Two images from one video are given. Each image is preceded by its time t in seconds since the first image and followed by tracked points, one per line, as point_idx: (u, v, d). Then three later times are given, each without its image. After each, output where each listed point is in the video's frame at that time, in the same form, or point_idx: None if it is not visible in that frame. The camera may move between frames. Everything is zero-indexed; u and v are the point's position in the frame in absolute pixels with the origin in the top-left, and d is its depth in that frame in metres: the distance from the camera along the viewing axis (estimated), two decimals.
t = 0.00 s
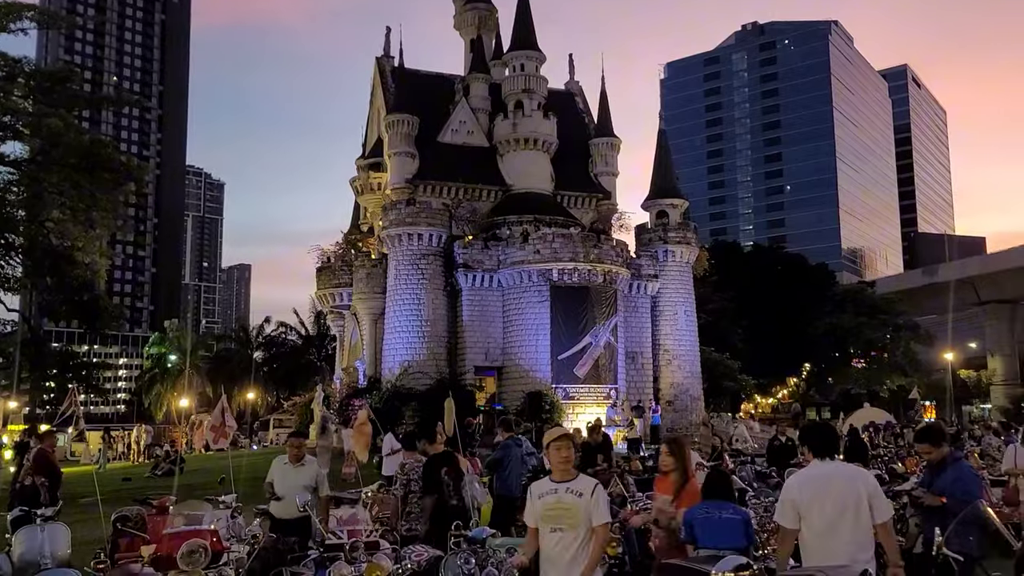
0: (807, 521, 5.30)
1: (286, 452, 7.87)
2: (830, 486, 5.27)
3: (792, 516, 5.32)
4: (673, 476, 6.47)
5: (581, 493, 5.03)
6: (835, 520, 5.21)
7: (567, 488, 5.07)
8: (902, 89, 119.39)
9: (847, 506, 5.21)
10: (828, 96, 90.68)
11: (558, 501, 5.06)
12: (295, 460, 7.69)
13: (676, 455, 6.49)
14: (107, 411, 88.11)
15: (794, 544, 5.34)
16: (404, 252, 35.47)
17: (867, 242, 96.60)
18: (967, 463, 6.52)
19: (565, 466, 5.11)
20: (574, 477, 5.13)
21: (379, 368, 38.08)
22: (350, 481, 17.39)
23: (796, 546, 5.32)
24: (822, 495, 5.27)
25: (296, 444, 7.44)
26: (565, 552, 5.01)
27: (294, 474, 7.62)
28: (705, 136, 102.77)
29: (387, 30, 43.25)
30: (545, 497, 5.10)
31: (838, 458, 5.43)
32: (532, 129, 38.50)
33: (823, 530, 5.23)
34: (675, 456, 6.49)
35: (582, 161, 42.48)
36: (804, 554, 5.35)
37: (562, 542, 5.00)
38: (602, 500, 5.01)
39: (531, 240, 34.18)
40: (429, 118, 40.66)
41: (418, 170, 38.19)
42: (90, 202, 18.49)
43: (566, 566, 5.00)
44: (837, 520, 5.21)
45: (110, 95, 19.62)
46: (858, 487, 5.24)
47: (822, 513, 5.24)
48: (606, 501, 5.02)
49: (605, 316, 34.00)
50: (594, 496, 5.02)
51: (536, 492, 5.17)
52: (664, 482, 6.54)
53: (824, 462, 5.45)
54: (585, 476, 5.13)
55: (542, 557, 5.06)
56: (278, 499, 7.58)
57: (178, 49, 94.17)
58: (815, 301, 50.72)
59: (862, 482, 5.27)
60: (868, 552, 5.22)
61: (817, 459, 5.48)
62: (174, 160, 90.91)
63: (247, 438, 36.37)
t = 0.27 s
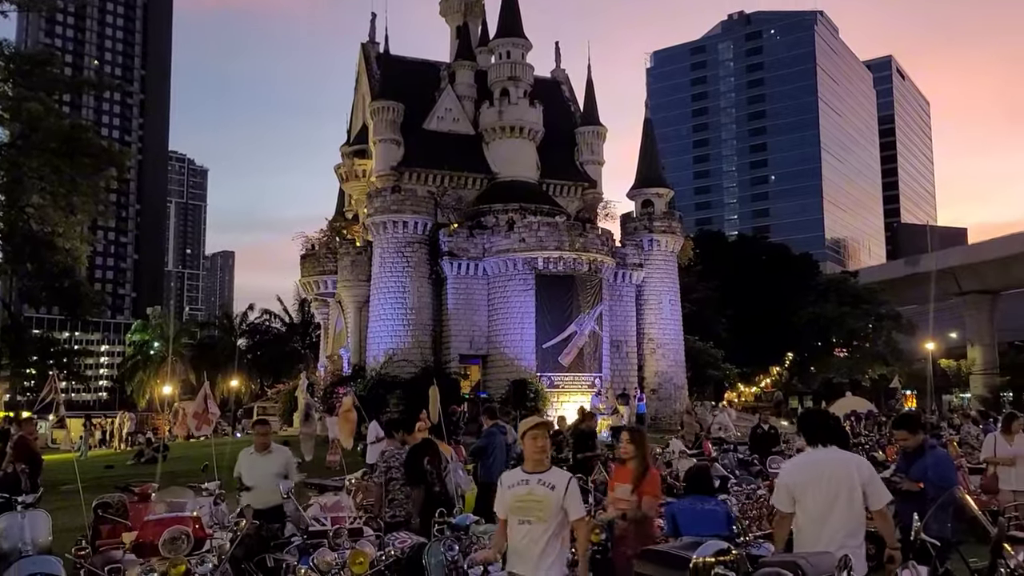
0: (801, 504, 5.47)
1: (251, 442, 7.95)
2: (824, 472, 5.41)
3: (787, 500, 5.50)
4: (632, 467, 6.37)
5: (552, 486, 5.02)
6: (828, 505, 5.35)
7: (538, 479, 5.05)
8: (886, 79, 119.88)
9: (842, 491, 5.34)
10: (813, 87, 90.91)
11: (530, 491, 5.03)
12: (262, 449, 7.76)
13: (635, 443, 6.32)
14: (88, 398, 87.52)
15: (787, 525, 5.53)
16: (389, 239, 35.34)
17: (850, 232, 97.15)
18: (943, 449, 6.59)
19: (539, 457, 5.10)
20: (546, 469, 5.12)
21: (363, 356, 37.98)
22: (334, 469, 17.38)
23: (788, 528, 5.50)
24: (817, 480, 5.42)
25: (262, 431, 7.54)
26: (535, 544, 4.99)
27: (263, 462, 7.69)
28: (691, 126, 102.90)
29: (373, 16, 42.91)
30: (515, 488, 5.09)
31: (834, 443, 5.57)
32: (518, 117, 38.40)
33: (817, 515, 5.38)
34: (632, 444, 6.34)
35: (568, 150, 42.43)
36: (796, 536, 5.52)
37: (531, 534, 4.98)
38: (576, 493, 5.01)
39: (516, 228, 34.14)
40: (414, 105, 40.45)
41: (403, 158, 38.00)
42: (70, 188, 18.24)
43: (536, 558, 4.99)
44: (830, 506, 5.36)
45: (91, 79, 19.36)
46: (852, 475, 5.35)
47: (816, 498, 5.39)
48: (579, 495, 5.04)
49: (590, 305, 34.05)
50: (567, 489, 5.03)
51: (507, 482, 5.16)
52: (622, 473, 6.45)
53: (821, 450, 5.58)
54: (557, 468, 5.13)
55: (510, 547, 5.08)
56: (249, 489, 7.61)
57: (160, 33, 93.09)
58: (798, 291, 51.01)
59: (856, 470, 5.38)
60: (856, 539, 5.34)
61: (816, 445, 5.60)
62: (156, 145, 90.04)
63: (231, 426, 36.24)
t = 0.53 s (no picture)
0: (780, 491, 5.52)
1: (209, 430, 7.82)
2: (801, 459, 5.47)
3: (768, 484, 5.57)
4: (595, 451, 5.94)
5: (519, 472, 4.83)
6: (805, 491, 5.42)
7: (505, 465, 4.84)
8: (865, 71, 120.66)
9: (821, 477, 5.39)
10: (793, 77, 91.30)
11: (495, 478, 4.84)
12: (218, 436, 7.58)
13: (598, 429, 5.94)
14: (63, 386, 86.66)
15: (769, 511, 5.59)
16: (368, 227, 35.17)
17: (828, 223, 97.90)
18: (915, 436, 6.69)
19: (507, 443, 4.88)
20: (514, 455, 4.91)
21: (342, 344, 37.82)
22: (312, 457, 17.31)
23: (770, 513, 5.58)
24: (795, 466, 5.48)
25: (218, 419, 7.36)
26: (500, 532, 4.79)
27: (221, 449, 7.54)
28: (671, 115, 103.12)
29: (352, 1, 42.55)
30: (479, 473, 4.88)
31: (815, 431, 5.60)
32: (499, 104, 38.30)
33: (795, 501, 5.45)
34: (593, 429, 5.99)
35: (548, 138, 42.37)
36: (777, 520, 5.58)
37: (497, 521, 4.80)
38: (543, 482, 4.83)
39: (496, 216, 34.07)
40: (394, 91, 40.18)
41: (383, 144, 37.74)
42: (43, 172, 17.93)
43: (502, 543, 4.80)
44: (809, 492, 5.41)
45: (65, 61, 19.04)
46: (831, 459, 5.41)
47: (792, 483, 5.47)
48: (546, 483, 4.86)
49: (570, 293, 34.11)
50: (534, 476, 4.85)
51: (469, 467, 4.95)
52: (583, 458, 5.98)
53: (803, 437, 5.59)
54: (525, 454, 4.93)
55: (473, 533, 4.87)
56: (205, 476, 7.56)
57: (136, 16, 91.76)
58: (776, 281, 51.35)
59: (835, 456, 5.42)
60: (834, 524, 5.40)
61: (800, 432, 5.62)
62: (132, 130, 88.95)
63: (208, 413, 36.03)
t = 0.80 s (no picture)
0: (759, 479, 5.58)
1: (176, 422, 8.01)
2: (777, 447, 5.53)
3: (747, 470, 5.65)
4: (564, 446, 5.56)
5: (480, 463, 4.71)
6: (780, 480, 5.48)
7: (465, 457, 4.72)
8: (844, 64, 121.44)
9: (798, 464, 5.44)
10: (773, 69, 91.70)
11: (455, 470, 4.71)
12: (183, 425, 7.76)
13: (567, 424, 5.55)
14: (37, 376, 85.75)
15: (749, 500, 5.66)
16: (348, 216, 34.99)
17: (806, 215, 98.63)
18: (892, 425, 6.83)
19: (465, 434, 4.76)
20: (472, 446, 4.79)
21: (321, 333, 37.64)
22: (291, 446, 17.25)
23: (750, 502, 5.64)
24: (771, 453, 5.55)
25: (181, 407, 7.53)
26: (462, 526, 4.65)
27: (185, 439, 7.73)
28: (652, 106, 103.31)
29: None
30: (438, 466, 4.73)
31: (791, 420, 5.66)
32: (480, 93, 38.22)
33: (771, 488, 5.51)
34: (563, 423, 5.57)
35: (529, 128, 42.32)
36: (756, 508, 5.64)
37: (459, 516, 4.66)
38: (503, 471, 4.71)
39: (476, 206, 34.02)
40: (374, 80, 39.92)
41: (362, 133, 37.51)
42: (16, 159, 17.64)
43: (466, 538, 4.66)
44: (785, 478, 5.46)
45: (39, 46, 18.73)
46: (808, 445, 5.46)
47: (770, 471, 5.53)
48: (506, 471, 4.74)
49: (550, 284, 34.15)
50: (494, 465, 4.73)
51: (425, 461, 4.79)
52: (551, 453, 5.61)
53: (778, 426, 5.65)
54: (483, 444, 4.81)
55: (434, 531, 4.70)
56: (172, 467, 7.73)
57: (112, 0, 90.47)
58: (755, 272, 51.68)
59: (812, 443, 5.48)
60: (810, 510, 5.43)
61: (776, 421, 5.68)
62: (107, 116, 87.84)
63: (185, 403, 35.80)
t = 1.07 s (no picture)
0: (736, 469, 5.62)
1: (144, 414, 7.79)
2: (753, 437, 5.57)
3: (723, 461, 5.70)
4: (537, 437, 5.81)
5: (427, 455, 4.66)
6: (755, 469, 5.53)
7: (412, 449, 4.67)
8: (823, 58, 122.19)
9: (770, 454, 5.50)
10: (752, 63, 92.11)
11: (402, 463, 4.66)
12: (152, 418, 7.59)
13: (538, 417, 5.76)
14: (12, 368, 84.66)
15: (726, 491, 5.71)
16: (327, 206, 34.79)
17: (785, 209, 99.26)
18: (876, 415, 7.00)
19: (412, 426, 4.70)
20: (421, 439, 4.74)
21: (300, 325, 37.44)
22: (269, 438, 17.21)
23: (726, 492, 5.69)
24: (748, 442, 5.59)
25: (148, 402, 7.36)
26: (409, 520, 4.62)
27: (152, 433, 7.54)
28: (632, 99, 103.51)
29: None
30: (385, 460, 4.69)
31: (765, 410, 5.70)
32: (460, 85, 38.11)
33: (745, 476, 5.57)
34: (534, 417, 5.79)
35: (510, 119, 42.26)
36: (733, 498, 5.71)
37: (406, 510, 4.62)
38: (452, 463, 4.67)
39: (457, 198, 33.92)
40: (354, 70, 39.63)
41: (341, 124, 37.23)
42: None
43: (413, 531, 4.62)
44: (759, 466, 5.52)
45: (12, 33, 18.41)
46: (782, 436, 5.51)
47: (745, 461, 5.58)
48: (455, 464, 4.68)
49: (531, 275, 34.14)
50: (443, 458, 4.68)
51: (374, 454, 4.75)
52: (524, 443, 5.87)
53: (755, 416, 5.69)
54: (432, 437, 4.76)
55: (380, 526, 4.67)
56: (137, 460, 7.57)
57: None
58: (733, 265, 51.97)
59: (787, 429, 5.54)
60: (782, 495, 5.48)
61: (750, 411, 5.73)
62: (83, 104, 86.64)
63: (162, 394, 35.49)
